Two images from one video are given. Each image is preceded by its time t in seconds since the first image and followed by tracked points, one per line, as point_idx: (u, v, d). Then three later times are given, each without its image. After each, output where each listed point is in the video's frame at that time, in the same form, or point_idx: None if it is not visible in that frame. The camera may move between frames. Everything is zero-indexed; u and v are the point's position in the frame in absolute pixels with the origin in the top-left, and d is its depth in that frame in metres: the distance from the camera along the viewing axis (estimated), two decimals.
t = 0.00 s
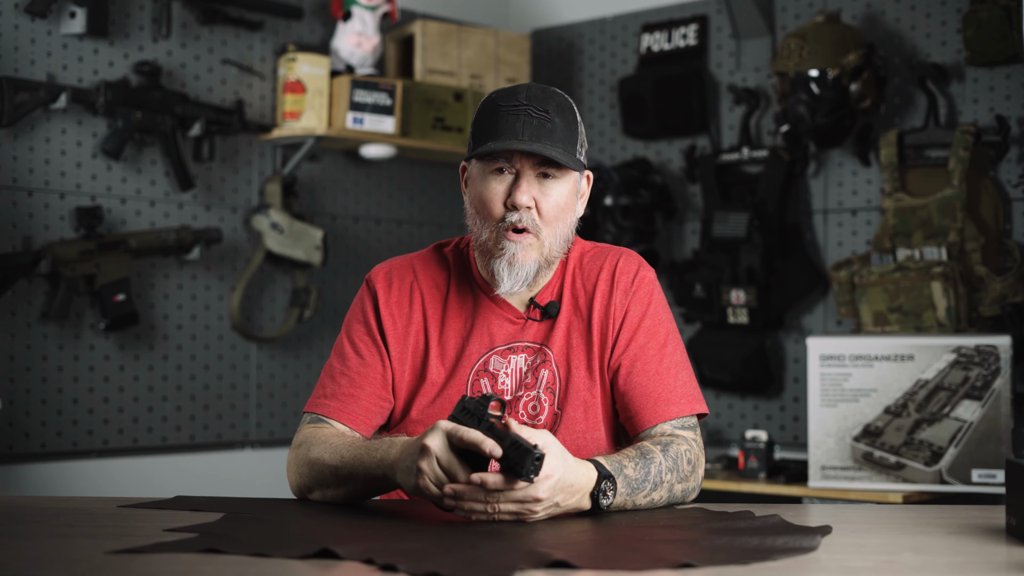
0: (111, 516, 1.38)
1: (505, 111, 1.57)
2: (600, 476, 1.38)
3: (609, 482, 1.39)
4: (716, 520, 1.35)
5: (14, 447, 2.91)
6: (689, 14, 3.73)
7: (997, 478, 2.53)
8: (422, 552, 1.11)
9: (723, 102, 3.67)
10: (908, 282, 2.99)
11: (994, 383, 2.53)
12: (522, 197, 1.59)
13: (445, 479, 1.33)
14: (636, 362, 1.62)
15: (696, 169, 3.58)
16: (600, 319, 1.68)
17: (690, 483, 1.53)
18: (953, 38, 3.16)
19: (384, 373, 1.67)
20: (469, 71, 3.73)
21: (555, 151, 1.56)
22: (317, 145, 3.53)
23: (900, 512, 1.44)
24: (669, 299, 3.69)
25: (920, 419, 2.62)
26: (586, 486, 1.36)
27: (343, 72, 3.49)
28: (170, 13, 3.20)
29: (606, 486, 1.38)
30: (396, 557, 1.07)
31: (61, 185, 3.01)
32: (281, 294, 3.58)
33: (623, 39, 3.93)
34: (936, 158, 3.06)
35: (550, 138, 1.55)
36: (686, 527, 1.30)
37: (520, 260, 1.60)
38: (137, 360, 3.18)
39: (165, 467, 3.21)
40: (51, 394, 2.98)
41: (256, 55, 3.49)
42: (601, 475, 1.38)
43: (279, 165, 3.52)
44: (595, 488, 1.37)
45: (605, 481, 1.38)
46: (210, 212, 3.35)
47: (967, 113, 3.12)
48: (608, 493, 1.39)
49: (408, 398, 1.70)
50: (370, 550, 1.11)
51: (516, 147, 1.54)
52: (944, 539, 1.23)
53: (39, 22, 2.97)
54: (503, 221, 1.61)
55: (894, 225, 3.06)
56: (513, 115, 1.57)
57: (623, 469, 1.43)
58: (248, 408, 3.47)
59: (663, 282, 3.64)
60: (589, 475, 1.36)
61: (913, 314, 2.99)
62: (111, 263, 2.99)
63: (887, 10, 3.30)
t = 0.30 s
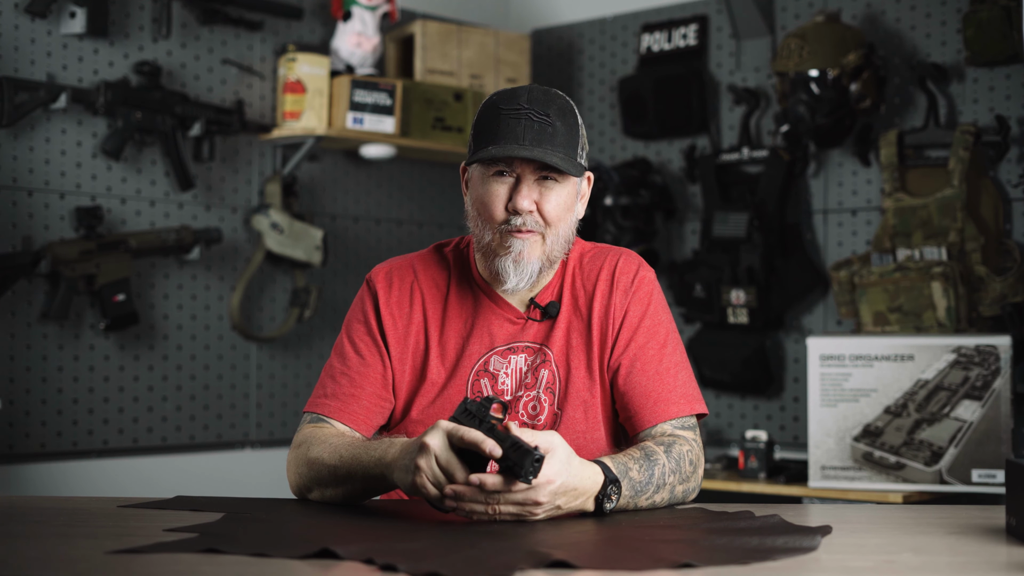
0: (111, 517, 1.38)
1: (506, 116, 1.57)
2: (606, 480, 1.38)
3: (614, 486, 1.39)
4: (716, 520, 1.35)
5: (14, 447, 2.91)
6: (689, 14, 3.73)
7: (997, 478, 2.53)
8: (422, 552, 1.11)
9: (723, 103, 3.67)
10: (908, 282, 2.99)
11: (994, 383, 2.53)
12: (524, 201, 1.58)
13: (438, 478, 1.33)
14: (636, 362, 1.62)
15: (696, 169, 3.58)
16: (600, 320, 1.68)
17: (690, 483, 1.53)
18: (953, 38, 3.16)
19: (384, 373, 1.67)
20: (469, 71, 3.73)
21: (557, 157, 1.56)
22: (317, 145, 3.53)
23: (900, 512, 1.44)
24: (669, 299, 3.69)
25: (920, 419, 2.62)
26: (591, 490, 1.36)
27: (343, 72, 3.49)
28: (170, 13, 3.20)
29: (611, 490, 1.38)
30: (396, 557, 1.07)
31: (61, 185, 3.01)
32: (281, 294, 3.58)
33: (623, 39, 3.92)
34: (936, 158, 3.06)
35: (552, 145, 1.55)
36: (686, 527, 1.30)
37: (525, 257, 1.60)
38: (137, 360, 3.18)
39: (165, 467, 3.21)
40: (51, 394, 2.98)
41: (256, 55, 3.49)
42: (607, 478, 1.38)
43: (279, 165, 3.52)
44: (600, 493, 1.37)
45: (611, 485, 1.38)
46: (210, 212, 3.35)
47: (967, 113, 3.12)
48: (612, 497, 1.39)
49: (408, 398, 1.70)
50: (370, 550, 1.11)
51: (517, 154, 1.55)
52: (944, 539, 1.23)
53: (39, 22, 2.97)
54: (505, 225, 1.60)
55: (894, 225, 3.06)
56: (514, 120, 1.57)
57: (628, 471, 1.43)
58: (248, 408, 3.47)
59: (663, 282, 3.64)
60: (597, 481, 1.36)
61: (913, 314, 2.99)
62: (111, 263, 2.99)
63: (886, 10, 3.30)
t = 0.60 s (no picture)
0: (111, 517, 1.38)
1: (487, 115, 1.59)
2: (606, 480, 1.38)
3: (613, 487, 1.39)
4: (716, 520, 1.35)
5: (14, 447, 2.91)
6: (689, 15, 3.73)
7: (997, 478, 2.53)
8: (421, 552, 1.11)
9: (722, 103, 3.67)
10: (908, 282, 2.99)
11: (994, 383, 2.53)
12: (498, 201, 1.59)
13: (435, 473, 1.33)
14: (636, 362, 1.62)
15: (696, 169, 3.58)
16: (599, 320, 1.68)
17: (690, 483, 1.53)
18: (953, 38, 3.16)
19: (384, 374, 1.67)
20: (469, 71, 3.73)
21: (531, 156, 1.57)
22: (317, 145, 3.53)
23: (900, 512, 1.44)
24: (669, 299, 3.69)
25: (920, 419, 2.62)
26: (591, 490, 1.36)
27: (342, 72, 3.49)
28: (170, 13, 3.20)
29: (610, 491, 1.38)
30: (396, 557, 1.07)
31: (61, 185, 3.01)
32: (281, 294, 3.58)
33: (623, 39, 3.92)
34: (936, 158, 3.06)
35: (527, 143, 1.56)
36: (686, 527, 1.30)
37: (500, 257, 1.60)
38: (137, 360, 3.18)
39: (165, 467, 3.21)
40: (51, 394, 2.98)
41: (256, 55, 3.49)
42: (607, 478, 1.38)
43: (279, 165, 3.52)
44: (600, 492, 1.37)
45: (610, 486, 1.38)
46: (210, 212, 3.35)
47: (967, 113, 3.12)
48: (612, 498, 1.39)
49: (408, 399, 1.70)
50: (370, 550, 1.11)
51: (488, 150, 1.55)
52: (944, 539, 1.23)
53: (39, 22, 2.97)
54: (482, 224, 1.62)
55: (894, 225, 3.06)
56: (493, 119, 1.58)
57: (628, 472, 1.43)
58: (248, 408, 3.47)
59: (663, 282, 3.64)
60: (597, 480, 1.36)
61: (913, 314, 2.99)
62: (111, 263, 2.99)
63: (886, 10, 3.30)
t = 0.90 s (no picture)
0: (111, 516, 1.38)
1: (488, 116, 1.59)
2: (605, 485, 1.38)
3: (611, 491, 1.39)
4: (716, 520, 1.35)
5: (14, 447, 2.91)
6: (689, 14, 3.73)
7: (997, 478, 2.53)
8: (421, 552, 1.11)
9: (722, 103, 3.67)
10: (908, 282, 2.99)
11: (994, 383, 2.53)
12: (499, 202, 1.59)
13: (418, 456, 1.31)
14: (637, 361, 1.62)
15: (696, 169, 3.58)
16: (600, 319, 1.68)
17: (690, 483, 1.53)
18: (953, 38, 3.16)
19: (384, 373, 1.67)
20: (469, 71, 3.73)
21: (531, 157, 1.57)
22: (317, 145, 3.53)
23: (900, 512, 1.44)
24: (669, 299, 3.69)
25: (920, 419, 2.62)
26: (591, 493, 1.36)
27: (342, 72, 3.49)
28: (169, 13, 3.19)
29: (609, 495, 1.38)
30: (397, 557, 1.07)
31: (61, 185, 3.01)
32: (281, 294, 3.58)
33: (623, 39, 3.92)
34: (936, 158, 3.06)
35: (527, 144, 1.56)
36: (687, 527, 1.30)
37: (500, 259, 1.60)
38: (137, 360, 3.18)
39: (165, 467, 3.21)
40: (51, 394, 2.98)
41: (256, 55, 3.49)
42: (606, 483, 1.38)
43: (279, 165, 3.52)
44: (599, 497, 1.37)
45: (610, 490, 1.38)
46: (209, 212, 3.35)
47: (967, 113, 3.12)
48: (610, 502, 1.39)
49: (409, 398, 1.70)
50: (370, 550, 1.11)
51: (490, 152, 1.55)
52: (944, 539, 1.23)
53: (39, 22, 2.97)
54: (483, 225, 1.62)
55: (894, 225, 3.06)
56: (495, 119, 1.58)
57: (628, 475, 1.43)
58: (248, 408, 3.47)
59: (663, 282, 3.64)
60: (596, 485, 1.36)
61: (913, 314, 2.99)
62: (111, 263, 2.99)
63: (886, 10, 3.30)
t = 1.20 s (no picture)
0: (111, 516, 1.38)
1: (491, 117, 1.58)
2: (605, 485, 1.38)
3: (611, 492, 1.38)
4: (716, 520, 1.35)
5: (14, 447, 2.91)
6: (689, 14, 3.73)
7: (997, 478, 2.53)
8: (421, 552, 1.11)
9: (722, 103, 3.67)
10: (908, 282, 2.99)
11: (994, 383, 2.53)
12: (503, 202, 1.59)
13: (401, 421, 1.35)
14: (637, 361, 1.62)
15: (696, 169, 3.58)
16: (601, 319, 1.68)
17: (691, 484, 1.53)
18: (953, 38, 3.16)
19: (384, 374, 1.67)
20: (469, 71, 3.73)
21: (536, 158, 1.56)
22: (317, 145, 3.53)
23: (900, 512, 1.44)
24: (669, 299, 3.69)
25: (920, 419, 2.62)
26: (592, 491, 1.36)
27: (342, 72, 3.49)
28: (169, 13, 3.19)
29: (608, 495, 1.38)
30: (396, 557, 1.07)
31: (61, 185, 3.01)
32: (281, 294, 3.58)
33: (623, 39, 3.92)
34: (936, 158, 3.06)
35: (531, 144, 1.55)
36: (687, 527, 1.30)
37: (506, 259, 1.60)
38: (137, 360, 3.18)
39: (165, 466, 3.21)
40: (51, 395, 2.98)
41: (256, 55, 3.49)
42: (607, 483, 1.38)
43: (279, 165, 3.52)
44: (598, 497, 1.37)
45: (610, 490, 1.38)
46: (210, 211, 3.35)
47: (967, 113, 3.12)
48: (610, 502, 1.39)
49: (409, 398, 1.70)
50: (370, 550, 1.11)
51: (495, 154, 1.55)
52: (944, 539, 1.23)
53: (39, 22, 2.97)
54: (487, 226, 1.62)
55: (894, 225, 3.06)
56: (497, 121, 1.57)
57: (629, 475, 1.43)
58: (248, 408, 3.47)
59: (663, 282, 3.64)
60: (597, 485, 1.36)
61: (913, 314, 2.99)
62: (111, 263, 2.99)
63: (887, 10, 3.30)
